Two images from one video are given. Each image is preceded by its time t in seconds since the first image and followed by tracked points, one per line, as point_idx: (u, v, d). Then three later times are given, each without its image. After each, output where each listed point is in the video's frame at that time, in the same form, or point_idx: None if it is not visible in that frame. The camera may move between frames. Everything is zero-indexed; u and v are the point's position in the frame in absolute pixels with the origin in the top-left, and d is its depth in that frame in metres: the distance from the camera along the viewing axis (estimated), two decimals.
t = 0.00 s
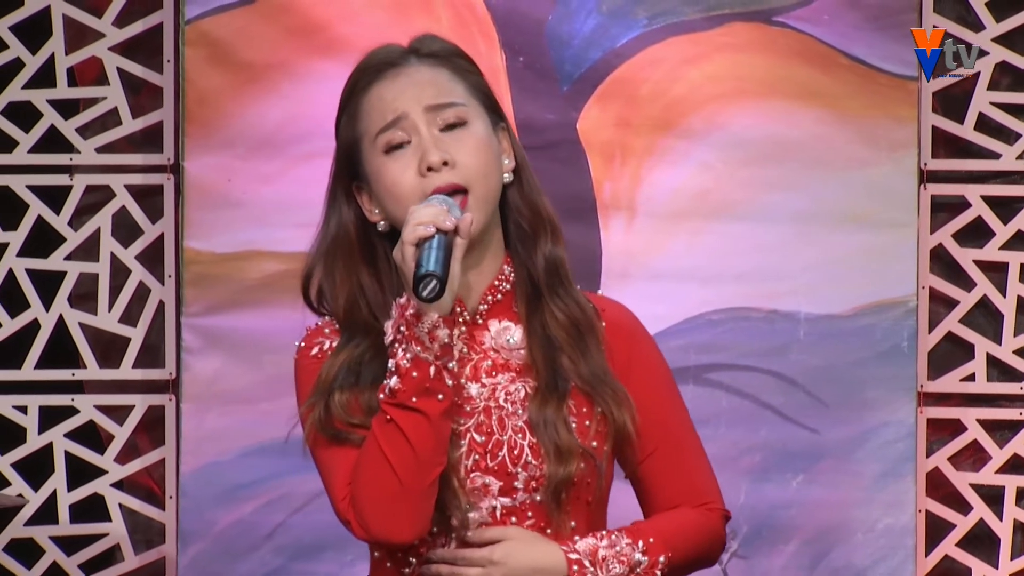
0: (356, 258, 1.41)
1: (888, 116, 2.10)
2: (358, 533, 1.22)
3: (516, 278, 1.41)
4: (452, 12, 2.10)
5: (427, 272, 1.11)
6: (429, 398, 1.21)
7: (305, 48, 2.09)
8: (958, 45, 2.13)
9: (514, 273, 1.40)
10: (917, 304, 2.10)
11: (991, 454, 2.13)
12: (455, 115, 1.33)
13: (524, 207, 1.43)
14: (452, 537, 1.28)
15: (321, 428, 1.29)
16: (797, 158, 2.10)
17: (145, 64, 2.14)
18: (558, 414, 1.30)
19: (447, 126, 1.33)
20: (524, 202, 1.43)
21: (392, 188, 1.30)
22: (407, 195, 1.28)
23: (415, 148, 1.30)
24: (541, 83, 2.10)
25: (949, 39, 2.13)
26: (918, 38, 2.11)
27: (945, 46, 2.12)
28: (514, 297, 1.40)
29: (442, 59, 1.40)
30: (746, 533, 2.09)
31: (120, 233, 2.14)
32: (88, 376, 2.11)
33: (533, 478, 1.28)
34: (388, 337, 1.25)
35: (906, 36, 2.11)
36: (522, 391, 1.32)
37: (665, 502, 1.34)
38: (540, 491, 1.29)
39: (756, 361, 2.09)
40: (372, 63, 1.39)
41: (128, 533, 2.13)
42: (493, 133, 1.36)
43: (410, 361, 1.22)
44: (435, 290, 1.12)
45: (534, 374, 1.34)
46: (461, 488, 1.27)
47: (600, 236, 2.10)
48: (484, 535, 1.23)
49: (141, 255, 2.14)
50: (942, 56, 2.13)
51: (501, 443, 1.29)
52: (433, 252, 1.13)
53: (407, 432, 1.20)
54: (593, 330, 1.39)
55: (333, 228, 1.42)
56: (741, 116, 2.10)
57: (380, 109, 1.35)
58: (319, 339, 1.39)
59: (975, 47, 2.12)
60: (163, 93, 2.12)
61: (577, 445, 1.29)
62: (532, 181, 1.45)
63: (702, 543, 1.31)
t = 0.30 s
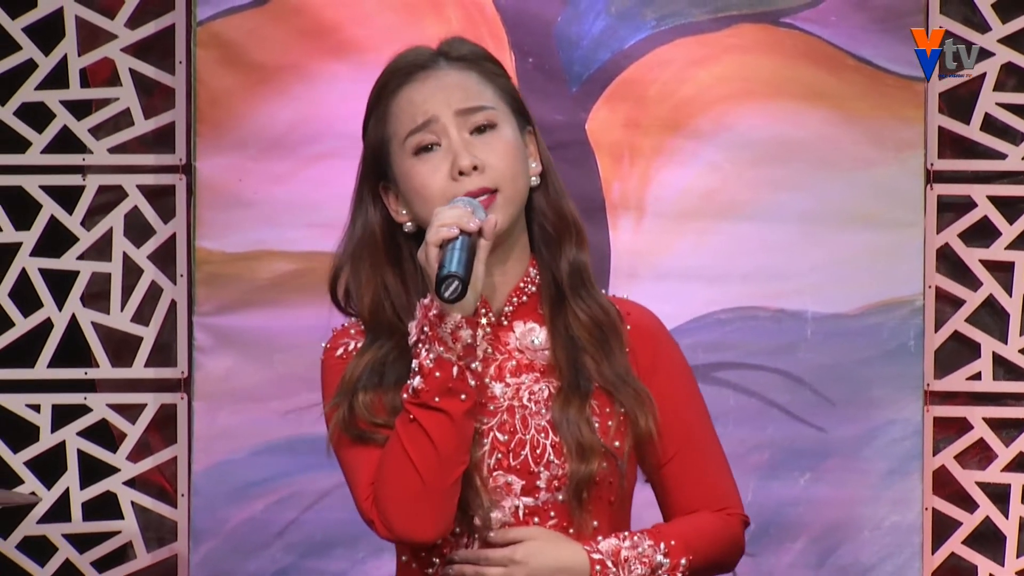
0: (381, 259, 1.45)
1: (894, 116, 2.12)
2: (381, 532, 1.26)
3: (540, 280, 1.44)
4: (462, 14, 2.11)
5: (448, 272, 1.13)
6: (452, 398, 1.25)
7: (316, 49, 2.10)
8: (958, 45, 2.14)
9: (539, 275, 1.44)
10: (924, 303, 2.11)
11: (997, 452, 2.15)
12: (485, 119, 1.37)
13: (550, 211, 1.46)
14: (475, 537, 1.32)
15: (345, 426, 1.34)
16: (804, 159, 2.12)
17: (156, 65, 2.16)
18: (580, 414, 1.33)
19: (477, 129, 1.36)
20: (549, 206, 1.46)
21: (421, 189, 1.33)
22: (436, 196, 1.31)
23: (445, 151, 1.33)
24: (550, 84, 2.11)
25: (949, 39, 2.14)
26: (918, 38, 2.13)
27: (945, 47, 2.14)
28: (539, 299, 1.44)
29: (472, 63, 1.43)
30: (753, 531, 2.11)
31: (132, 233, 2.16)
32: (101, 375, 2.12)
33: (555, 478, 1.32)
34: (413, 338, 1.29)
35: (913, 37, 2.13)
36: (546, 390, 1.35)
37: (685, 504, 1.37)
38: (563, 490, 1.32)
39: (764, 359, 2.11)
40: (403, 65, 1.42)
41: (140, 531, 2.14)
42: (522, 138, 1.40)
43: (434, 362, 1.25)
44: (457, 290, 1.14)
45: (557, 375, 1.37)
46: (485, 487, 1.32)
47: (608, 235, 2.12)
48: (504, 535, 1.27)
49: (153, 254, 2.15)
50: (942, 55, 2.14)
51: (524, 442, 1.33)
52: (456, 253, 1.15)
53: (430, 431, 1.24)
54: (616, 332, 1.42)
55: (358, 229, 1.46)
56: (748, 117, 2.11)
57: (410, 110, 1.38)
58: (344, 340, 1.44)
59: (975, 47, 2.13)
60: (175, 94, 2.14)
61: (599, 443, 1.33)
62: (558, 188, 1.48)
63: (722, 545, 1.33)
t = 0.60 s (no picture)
0: (402, 249, 1.48)
1: (900, 117, 2.13)
2: (383, 525, 1.29)
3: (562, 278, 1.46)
4: (470, 15, 2.12)
5: (458, 273, 1.16)
6: (459, 396, 1.27)
7: (325, 50, 2.12)
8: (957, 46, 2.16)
9: (560, 272, 1.46)
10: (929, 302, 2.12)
11: (1002, 451, 2.16)
12: (512, 125, 1.38)
13: (576, 213, 1.48)
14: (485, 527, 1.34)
15: (356, 414, 1.37)
16: (810, 158, 2.13)
17: (166, 65, 2.17)
18: (592, 409, 1.36)
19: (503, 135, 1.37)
20: (576, 209, 1.48)
21: (442, 189, 1.35)
22: (455, 195, 1.34)
23: (469, 153, 1.35)
24: (558, 84, 2.12)
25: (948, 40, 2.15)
26: (918, 38, 2.14)
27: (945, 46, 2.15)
28: (559, 296, 1.46)
29: (507, 64, 1.43)
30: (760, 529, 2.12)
31: (142, 233, 2.17)
32: (112, 374, 2.13)
33: (565, 468, 1.35)
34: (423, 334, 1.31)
35: (919, 38, 2.14)
36: (560, 383, 1.38)
37: (695, 502, 1.38)
38: (573, 481, 1.35)
39: (770, 358, 2.12)
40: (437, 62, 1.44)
41: (150, 528, 2.16)
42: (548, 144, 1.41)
43: (442, 358, 1.27)
44: (466, 292, 1.17)
45: (572, 370, 1.40)
46: (496, 479, 1.34)
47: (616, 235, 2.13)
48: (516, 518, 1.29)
49: (164, 254, 2.17)
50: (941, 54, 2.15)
51: (534, 432, 1.35)
52: (469, 254, 1.18)
53: (435, 427, 1.26)
54: (635, 334, 1.44)
55: (383, 221, 1.49)
56: (755, 117, 2.13)
57: (439, 109, 1.39)
58: (361, 329, 1.48)
59: (975, 47, 2.15)
60: (185, 94, 2.15)
61: (609, 436, 1.35)
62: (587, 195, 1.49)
63: (732, 544, 1.34)
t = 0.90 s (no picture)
0: (426, 251, 1.50)
1: (911, 118, 2.14)
2: (391, 538, 1.32)
3: (583, 283, 1.48)
4: (484, 16, 2.14)
5: (463, 315, 1.16)
6: (467, 423, 1.28)
7: (340, 52, 2.13)
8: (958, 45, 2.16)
9: (582, 279, 1.48)
10: (940, 302, 2.14)
11: (1012, 449, 2.18)
12: (536, 148, 1.38)
13: (603, 221, 1.50)
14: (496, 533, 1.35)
15: (371, 426, 1.39)
16: (821, 159, 2.14)
17: (183, 67, 2.18)
18: (604, 419, 1.37)
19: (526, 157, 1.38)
20: (606, 215, 1.51)
21: (462, 207, 1.37)
22: (473, 216, 1.36)
23: (490, 175, 1.36)
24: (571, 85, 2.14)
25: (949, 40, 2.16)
26: (917, 38, 2.15)
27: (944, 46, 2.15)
28: (580, 302, 1.47)
29: (536, 79, 1.42)
30: (771, 527, 2.13)
31: (158, 233, 2.19)
32: (128, 373, 2.16)
33: (576, 475, 1.37)
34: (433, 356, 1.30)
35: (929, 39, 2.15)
36: (574, 391, 1.40)
37: (696, 513, 1.41)
38: (584, 489, 1.36)
39: (782, 357, 2.13)
40: (467, 71, 1.43)
41: (166, 525, 2.18)
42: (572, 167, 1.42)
43: (450, 387, 1.27)
44: (471, 334, 1.16)
45: (587, 376, 1.42)
46: (507, 486, 1.36)
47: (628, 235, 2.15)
48: (601, 495, 1.26)
49: (180, 254, 2.19)
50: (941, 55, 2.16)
51: (546, 439, 1.37)
52: (475, 293, 1.17)
53: (442, 452, 1.27)
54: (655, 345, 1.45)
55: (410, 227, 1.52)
56: (767, 118, 2.14)
57: (464, 124, 1.40)
58: (381, 330, 1.50)
59: (975, 47, 2.15)
60: (202, 95, 2.17)
61: (622, 446, 1.37)
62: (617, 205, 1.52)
63: (727, 557, 1.37)
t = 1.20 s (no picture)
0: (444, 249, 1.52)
1: (920, 119, 2.16)
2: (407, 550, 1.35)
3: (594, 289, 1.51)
4: (497, 17, 2.15)
5: (480, 355, 1.13)
6: (483, 446, 1.27)
7: (354, 53, 2.15)
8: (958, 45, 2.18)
9: (592, 283, 1.51)
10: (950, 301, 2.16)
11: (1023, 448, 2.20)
12: (553, 167, 1.39)
13: (616, 228, 1.51)
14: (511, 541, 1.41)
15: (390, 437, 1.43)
16: (832, 160, 2.16)
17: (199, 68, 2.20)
18: (616, 426, 1.40)
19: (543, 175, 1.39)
20: (619, 222, 1.51)
21: (477, 221, 1.39)
22: (487, 232, 1.37)
23: (506, 192, 1.37)
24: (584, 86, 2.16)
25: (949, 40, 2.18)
26: (918, 38, 2.17)
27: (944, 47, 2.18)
28: (591, 307, 1.51)
29: (556, 98, 1.42)
30: (782, 524, 2.15)
31: (174, 233, 2.20)
32: (144, 371, 2.19)
33: (588, 484, 1.41)
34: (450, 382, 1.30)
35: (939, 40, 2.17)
36: (585, 398, 1.44)
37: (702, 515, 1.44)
38: (596, 496, 1.41)
39: (793, 356, 2.15)
40: (487, 84, 1.43)
41: (182, 522, 2.20)
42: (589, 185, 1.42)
43: (466, 412, 1.26)
44: (487, 373, 1.14)
45: (597, 383, 1.46)
46: (520, 495, 1.41)
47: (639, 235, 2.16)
48: (635, 541, 1.24)
49: (196, 253, 2.21)
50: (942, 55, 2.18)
51: (557, 449, 1.41)
52: (489, 330, 1.14)
53: (459, 474, 1.28)
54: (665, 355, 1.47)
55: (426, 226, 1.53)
56: (779, 118, 2.16)
57: (482, 139, 1.40)
58: (394, 334, 1.54)
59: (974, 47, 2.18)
60: (217, 95, 2.18)
61: (634, 458, 1.39)
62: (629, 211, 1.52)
63: (733, 560, 1.40)
